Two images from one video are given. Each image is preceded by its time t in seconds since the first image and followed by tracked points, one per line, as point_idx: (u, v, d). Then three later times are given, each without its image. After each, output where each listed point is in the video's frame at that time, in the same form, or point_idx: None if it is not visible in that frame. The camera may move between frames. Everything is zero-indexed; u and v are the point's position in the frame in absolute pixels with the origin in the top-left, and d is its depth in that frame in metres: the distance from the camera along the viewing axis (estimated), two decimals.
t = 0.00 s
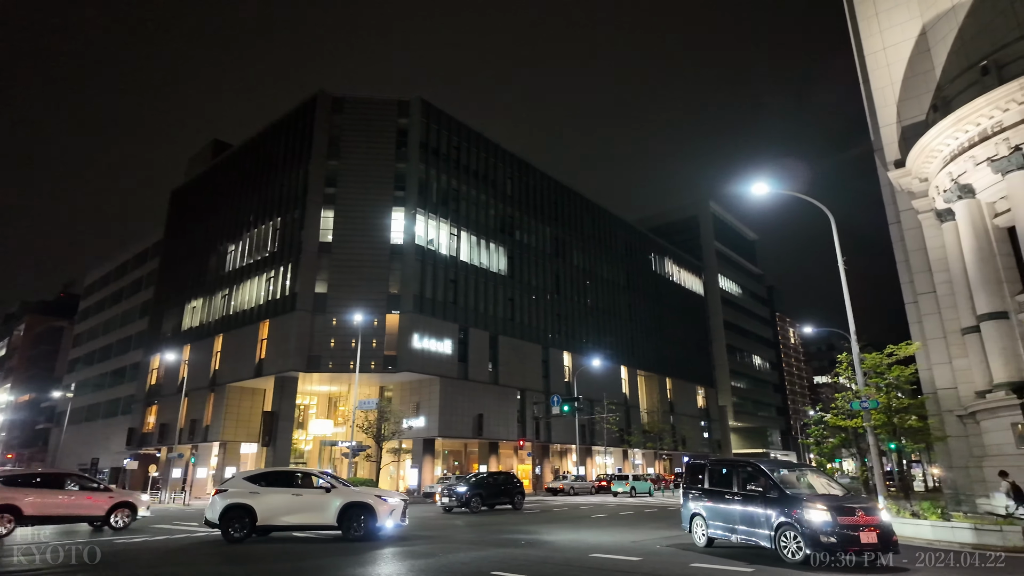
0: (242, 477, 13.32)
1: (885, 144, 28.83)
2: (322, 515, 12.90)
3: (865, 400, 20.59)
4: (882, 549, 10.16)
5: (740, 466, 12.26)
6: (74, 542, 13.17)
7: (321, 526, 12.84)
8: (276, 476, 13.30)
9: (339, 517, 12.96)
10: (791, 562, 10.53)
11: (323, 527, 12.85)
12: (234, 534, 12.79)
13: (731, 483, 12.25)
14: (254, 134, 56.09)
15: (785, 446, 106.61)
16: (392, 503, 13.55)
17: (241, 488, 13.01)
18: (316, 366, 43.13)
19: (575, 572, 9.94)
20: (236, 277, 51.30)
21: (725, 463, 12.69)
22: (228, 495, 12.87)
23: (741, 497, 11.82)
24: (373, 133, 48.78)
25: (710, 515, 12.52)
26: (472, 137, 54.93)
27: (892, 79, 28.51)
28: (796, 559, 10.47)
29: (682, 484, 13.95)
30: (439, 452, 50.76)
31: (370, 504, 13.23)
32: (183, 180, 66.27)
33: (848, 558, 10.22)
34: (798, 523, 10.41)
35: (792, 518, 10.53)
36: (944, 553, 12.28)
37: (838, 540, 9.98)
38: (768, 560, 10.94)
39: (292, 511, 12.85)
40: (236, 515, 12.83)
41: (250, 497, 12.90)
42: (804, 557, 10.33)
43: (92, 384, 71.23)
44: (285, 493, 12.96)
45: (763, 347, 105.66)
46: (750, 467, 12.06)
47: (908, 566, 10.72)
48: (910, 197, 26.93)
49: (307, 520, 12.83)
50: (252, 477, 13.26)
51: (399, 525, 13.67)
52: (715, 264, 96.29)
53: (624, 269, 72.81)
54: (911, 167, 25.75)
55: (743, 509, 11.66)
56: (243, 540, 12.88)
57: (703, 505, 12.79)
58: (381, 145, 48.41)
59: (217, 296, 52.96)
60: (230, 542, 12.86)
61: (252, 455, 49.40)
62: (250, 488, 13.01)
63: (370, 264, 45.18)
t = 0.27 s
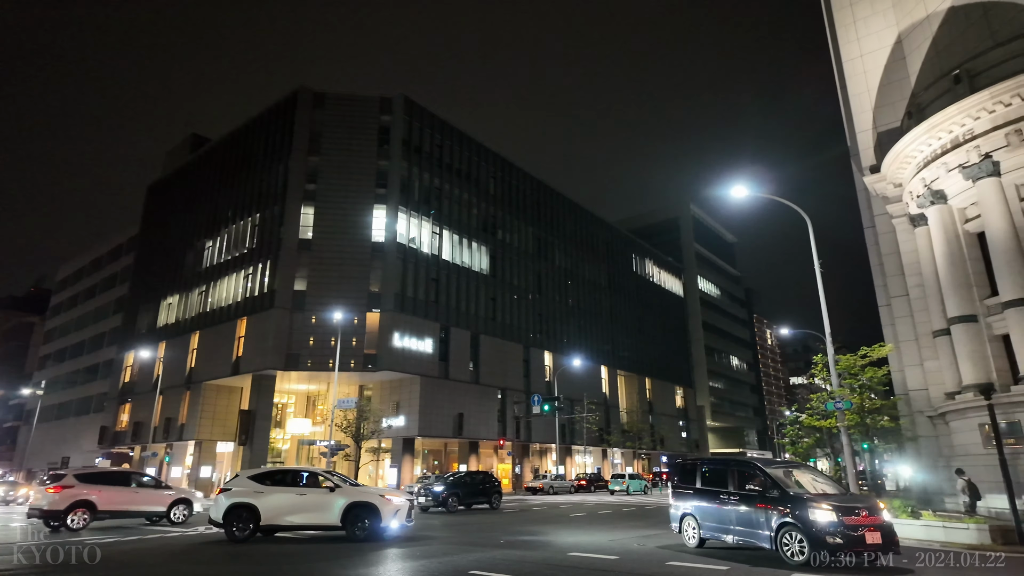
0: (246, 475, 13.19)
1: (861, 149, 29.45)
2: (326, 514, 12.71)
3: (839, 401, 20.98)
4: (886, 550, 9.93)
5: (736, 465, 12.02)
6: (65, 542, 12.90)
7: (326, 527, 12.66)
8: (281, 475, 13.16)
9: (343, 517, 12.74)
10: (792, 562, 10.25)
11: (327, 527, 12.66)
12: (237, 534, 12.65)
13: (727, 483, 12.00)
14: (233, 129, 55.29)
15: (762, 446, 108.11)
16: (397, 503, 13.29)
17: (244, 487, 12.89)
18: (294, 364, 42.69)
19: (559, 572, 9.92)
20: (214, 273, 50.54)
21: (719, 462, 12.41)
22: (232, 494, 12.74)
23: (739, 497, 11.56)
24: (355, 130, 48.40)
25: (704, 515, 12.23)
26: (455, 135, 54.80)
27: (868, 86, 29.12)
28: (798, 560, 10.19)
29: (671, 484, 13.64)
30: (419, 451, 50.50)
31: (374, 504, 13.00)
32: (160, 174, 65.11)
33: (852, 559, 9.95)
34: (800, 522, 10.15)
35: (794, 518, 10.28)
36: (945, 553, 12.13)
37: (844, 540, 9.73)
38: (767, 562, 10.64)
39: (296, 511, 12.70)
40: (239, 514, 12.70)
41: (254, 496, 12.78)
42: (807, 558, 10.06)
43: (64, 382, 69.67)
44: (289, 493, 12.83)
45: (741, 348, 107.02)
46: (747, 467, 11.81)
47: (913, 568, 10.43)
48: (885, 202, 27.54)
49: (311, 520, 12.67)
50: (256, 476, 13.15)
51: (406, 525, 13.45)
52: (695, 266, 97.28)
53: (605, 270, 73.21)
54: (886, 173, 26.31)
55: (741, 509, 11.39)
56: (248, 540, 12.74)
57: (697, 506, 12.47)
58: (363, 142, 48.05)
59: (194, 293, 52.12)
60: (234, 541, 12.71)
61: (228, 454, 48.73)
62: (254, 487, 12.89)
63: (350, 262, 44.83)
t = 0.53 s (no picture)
0: (254, 473, 13.06)
1: (840, 154, 30.01)
2: (332, 514, 12.32)
3: (816, 401, 21.35)
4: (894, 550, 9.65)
5: (736, 463, 11.63)
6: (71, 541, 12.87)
7: (331, 527, 12.28)
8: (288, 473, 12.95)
9: (349, 517, 12.31)
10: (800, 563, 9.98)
11: (332, 527, 12.27)
12: (244, 533, 12.48)
13: (727, 482, 11.59)
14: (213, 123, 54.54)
15: (740, 446, 109.46)
16: (405, 503, 12.71)
17: (251, 485, 12.77)
18: (274, 362, 42.21)
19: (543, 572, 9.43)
20: (192, 269, 49.79)
21: (717, 461, 11.98)
22: (238, 493, 12.67)
23: (739, 496, 11.19)
24: (338, 126, 48.02)
25: (701, 516, 11.75)
26: (439, 134, 54.67)
27: (847, 91, 29.69)
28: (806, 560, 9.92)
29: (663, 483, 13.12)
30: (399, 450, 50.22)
31: (380, 503, 12.45)
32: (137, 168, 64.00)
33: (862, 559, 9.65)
34: (809, 523, 9.85)
35: (802, 518, 9.97)
36: (944, 553, 11.89)
37: (854, 541, 9.43)
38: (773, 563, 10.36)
39: (301, 510, 12.41)
40: (245, 513, 12.57)
41: (261, 494, 12.62)
42: (815, 559, 9.79)
43: (35, 379, 68.12)
44: (295, 491, 12.56)
45: (721, 349, 108.19)
46: (749, 465, 11.43)
47: (922, 569, 10.21)
48: (862, 206, 28.07)
49: (317, 519, 12.33)
50: (264, 474, 13.02)
51: (414, 525, 12.90)
52: (676, 267, 98.16)
53: (588, 270, 73.57)
54: (863, 177, 26.79)
55: (742, 508, 11.01)
56: (254, 540, 12.53)
57: (693, 505, 11.98)
58: (346, 138, 47.69)
59: (172, 289, 51.28)
60: (241, 541, 12.55)
61: (205, 453, 48.07)
62: (261, 485, 12.73)
63: (332, 259, 44.48)
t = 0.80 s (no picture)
0: (260, 473, 12.94)
1: (820, 157, 30.47)
2: (339, 514, 12.16)
3: (795, 400, 21.68)
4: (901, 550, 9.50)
5: (738, 462, 11.21)
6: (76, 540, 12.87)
7: (339, 527, 12.13)
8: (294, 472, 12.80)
9: (357, 517, 12.13)
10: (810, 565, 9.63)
11: (340, 528, 12.11)
12: (251, 533, 12.40)
13: (729, 481, 11.17)
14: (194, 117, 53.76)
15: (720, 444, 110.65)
16: (413, 503, 12.48)
17: (257, 484, 12.65)
18: (254, 360, 41.73)
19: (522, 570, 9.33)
20: (171, 265, 49.04)
21: (719, 460, 11.53)
22: (245, 492, 12.54)
23: (743, 495, 10.81)
24: (321, 122, 47.59)
25: (701, 517, 11.26)
26: (424, 131, 54.47)
27: (828, 96, 30.15)
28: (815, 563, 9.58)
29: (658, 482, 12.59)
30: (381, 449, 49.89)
31: (389, 503, 12.25)
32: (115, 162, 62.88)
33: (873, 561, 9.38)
34: (822, 522, 9.51)
35: (814, 518, 9.64)
36: (945, 553, 11.77)
37: (869, 541, 9.18)
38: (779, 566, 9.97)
39: (308, 510, 12.26)
40: (252, 512, 12.46)
41: (267, 494, 12.49)
42: (826, 561, 9.47)
43: (8, 376, 66.65)
44: (302, 491, 12.40)
45: (702, 349, 109.23)
46: (752, 463, 11.03)
47: (931, 569, 10.06)
48: (841, 209, 28.54)
49: (325, 519, 12.17)
50: (270, 473, 12.88)
51: (422, 525, 12.69)
52: (659, 267, 98.89)
53: (571, 270, 73.82)
54: (843, 181, 27.22)
55: (746, 508, 10.61)
56: (260, 539, 12.43)
57: (693, 505, 11.47)
58: (329, 134, 47.28)
59: (150, 285, 50.48)
60: (248, 540, 12.47)
61: (184, 451, 47.45)
62: (267, 484, 12.60)
63: (314, 257, 44.10)
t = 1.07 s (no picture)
0: (265, 471, 12.83)
1: (799, 160, 31.03)
2: (345, 514, 11.96)
3: (772, 399, 22.08)
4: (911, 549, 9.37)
5: (742, 461, 11.16)
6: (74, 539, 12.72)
7: (344, 527, 11.94)
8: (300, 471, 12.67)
9: (362, 516, 11.91)
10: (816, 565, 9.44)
11: (345, 527, 11.92)
12: (256, 532, 12.32)
13: (732, 479, 11.09)
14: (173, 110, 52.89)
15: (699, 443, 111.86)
16: (419, 502, 12.20)
17: (262, 483, 12.55)
18: (233, 358, 41.21)
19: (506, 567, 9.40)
20: (148, 261, 48.21)
21: (720, 459, 11.48)
22: (250, 490, 12.46)
23: (748, 494, 10.65)
24: (304, 117, 47.11)
25: (701, 516, 11.21)
26: (407, 128, 54.21)
27: (808, 99, 30.69)
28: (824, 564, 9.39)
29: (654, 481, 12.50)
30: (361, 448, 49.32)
31: (395, 503, 11.99)
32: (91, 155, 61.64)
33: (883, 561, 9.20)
34: (833, 521, 9.35)
35: (824, 518, 9.47)
36: (945, 553, 11.76)
37: (882, 540, 9.01)
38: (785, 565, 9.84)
39: (313, 509, 12.12)
40: (257, 511, 12.38)
41: (272, 492, 12.38)
42: (836, 561, 9.29)
43: None
44: (306, 490, 12.25)
45: (682, 349, 110.24)
46: (759, 461, 10.90)
47: (943, 569, 9.98)
48: (819, 212, 29.05)
49: (330, 519, 12.01)
50: (275, 471, 12.75)
51: (430, 525, 12.38)
52: (641, 267, 99.61)
53: (554, 269, 74.03)
54: (821, 184, 27.71)
55: (752, 507, 10.49)
56: (266, 538, 12.35)
57: (692, 504, 11.42)
58: (311, 130, 46.81)
59: (127, 281, 49.58)
60: (253, 540, 12.39)
61: (159, 450, 46.70)
62: (273, 483, 12.49)
63: (295, 253, 43.66)
